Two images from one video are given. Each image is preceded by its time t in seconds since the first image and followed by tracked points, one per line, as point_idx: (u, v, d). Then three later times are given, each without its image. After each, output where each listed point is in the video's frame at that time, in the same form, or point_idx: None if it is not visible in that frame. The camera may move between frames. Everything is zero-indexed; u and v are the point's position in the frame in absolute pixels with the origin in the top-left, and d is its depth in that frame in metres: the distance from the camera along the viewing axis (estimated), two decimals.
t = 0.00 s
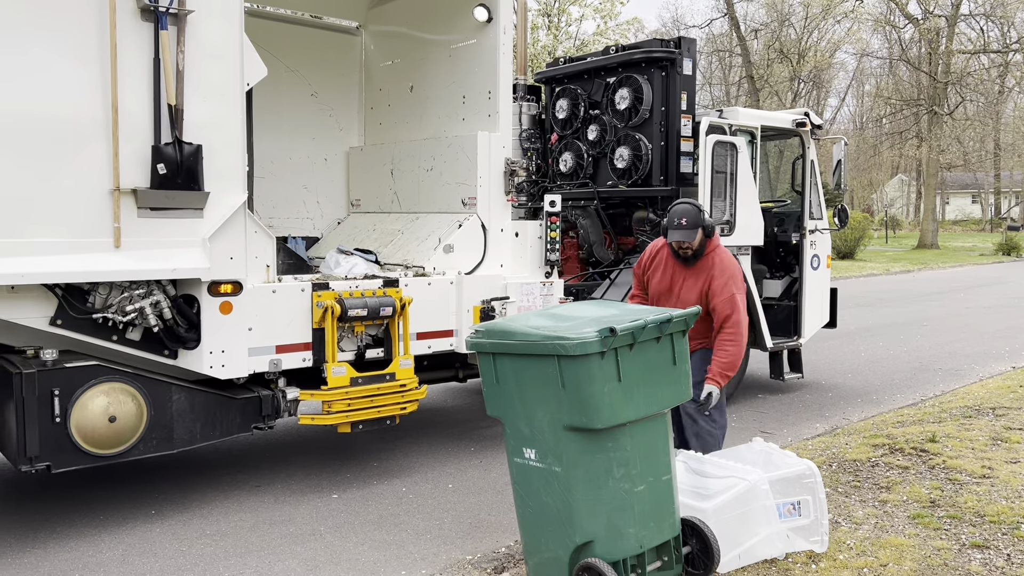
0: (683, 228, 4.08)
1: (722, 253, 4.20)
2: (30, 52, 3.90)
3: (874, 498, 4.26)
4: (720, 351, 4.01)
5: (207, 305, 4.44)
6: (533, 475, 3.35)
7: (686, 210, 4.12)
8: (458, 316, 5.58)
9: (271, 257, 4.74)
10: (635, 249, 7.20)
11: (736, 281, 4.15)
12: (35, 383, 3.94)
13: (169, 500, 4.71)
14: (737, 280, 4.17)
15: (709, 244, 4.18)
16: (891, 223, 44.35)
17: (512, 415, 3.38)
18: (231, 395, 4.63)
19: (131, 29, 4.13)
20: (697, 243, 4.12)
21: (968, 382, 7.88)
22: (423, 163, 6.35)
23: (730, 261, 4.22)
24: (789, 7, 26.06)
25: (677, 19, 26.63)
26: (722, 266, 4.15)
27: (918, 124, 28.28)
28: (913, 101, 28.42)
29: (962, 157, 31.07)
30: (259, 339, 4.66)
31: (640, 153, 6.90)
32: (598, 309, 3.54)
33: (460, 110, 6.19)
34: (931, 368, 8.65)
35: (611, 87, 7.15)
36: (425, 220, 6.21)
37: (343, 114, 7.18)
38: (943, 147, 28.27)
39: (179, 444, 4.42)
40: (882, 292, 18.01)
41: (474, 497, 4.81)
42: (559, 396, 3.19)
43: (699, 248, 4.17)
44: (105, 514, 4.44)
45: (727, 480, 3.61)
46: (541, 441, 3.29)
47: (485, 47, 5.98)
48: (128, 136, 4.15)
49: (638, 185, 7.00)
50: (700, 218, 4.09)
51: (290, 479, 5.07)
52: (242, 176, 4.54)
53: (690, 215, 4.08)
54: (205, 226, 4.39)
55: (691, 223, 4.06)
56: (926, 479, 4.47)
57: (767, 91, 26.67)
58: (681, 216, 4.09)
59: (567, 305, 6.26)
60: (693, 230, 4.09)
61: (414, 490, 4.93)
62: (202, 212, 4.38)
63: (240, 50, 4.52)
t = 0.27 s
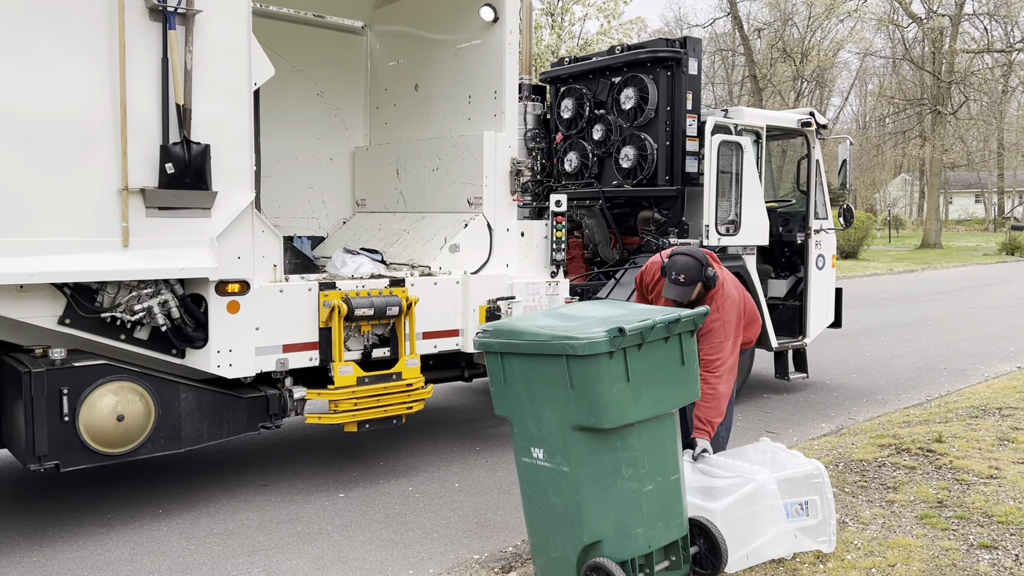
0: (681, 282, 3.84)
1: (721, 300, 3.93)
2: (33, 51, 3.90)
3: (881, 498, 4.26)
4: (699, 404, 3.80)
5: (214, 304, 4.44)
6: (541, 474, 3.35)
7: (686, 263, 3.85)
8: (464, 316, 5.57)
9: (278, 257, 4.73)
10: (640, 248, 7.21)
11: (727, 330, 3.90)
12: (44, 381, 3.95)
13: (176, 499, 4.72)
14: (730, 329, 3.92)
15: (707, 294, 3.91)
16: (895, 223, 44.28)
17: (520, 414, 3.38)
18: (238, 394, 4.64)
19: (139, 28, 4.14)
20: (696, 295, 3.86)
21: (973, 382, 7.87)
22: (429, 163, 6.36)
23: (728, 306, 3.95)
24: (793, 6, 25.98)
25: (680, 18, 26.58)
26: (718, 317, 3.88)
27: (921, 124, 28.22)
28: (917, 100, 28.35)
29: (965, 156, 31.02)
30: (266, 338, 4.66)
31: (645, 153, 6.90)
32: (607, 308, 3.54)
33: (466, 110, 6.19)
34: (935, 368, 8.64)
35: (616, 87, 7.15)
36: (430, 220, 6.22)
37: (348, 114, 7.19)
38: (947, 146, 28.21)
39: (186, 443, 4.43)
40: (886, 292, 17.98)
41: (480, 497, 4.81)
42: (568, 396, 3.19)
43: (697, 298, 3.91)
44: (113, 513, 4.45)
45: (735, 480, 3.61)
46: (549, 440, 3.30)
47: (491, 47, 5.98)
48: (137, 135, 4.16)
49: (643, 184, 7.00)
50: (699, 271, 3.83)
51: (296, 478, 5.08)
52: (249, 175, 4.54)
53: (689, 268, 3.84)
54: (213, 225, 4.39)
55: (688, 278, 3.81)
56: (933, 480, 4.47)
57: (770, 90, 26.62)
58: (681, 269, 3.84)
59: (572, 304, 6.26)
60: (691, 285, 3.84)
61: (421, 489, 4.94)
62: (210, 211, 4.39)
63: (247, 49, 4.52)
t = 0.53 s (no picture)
0: (656, 290, 3.84)
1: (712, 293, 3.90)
2: (34, 47, 3.90)
3: (881, 499, 4.27)
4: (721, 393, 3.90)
5: (216, 304, 4.45)
6: (542, 474, 3.36)
7: (656, 269, 3.84)
8: (465, 316, 5.58)
9: (279, 257, 4.77)
10: (641, 249, 7.23)
11: (731, 318, 3.91)
12: (46, 381, 3.96)
13: (178, 498, 4.73)
14: (736, 317, 3.93)
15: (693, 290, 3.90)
16: (894, 223, 44.32)
17: (521, 415, 3.39)
18: (240, 393, 4.64)
19: (141, 29, 4.15)
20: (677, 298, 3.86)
21: (973, 382, 7.88)
22: (430, 163, 6.37)
23: (725, 296, 3.93)
24: (792, 6, 26.02)
25: (680, 18, 26.60)
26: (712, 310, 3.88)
27: (920, 124, 28.24)
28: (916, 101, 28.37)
29: (965, 157, 31.04)
30: (268, 338, 4.67)
31: (645, 153, 6.90)
32: (609, 309, 3.55)
33: (467, 110, 6.20)
34: (935, 369, 8.65)
35: (617, 88, 7.16)
36: (431, 220, 6.23)
37: (349, 114, 7.20)
38: (947, 147, 28.23)
39: (188, 443, 4.44)
40: (885, 293, 18.00)
41: (481, 497, 4.82)
42: (569, 397, 3.20)
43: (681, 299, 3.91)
44: (114, 512, 4.46)
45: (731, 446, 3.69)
46: (550, 441, 3.31)
47: (492, 48, 5.99)
48: (139, 136, 4.16)
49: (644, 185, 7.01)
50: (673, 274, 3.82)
51: (297, 478, 5.09)
52: (251, 176, 4.55)
53: (660, 275, 3.82)
54: (215, 226, 4.40)
55: (660, 285, 3.82)
56: (933, 480, 4.48)
57: (770, 90, 26.63)
58: (653, 275, 3.84)
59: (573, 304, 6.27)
60: (666, 289, 3.84)
61: (421, 489, 4.95)
62: (212, 211, 4.40)
63: (249, 50, 4.53)
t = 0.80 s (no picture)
0: (644, 289, 3.80)
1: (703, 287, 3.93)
2: (34, 47, 3.91)
3: (879, 500, 4.28)
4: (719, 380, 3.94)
5: (216, 305, 4.46)
6: (541, 475, 3.37)
7: (644, 269, 3.80)
8: (465, 317, 5.59)
9: (279, 258, 4.77)
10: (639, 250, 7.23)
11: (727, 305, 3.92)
12: (46, 381, 3.96)
13: (177, 498, 4.73)
14: (732, 305, 3.95)
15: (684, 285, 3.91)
16: (893, 224, 44.37)
17: (520, 416, 3.40)
18: (239, 394, 4.65)
19: (142, 30, 4.16)
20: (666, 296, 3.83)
21: (971, 384, 7.90)
22: (429, 165, 6.38)
23: (718, 287, 3.95)
24: (791, 8, 26.10)
25: (679, 20, 26.64)
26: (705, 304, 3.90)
27: (918, 126, 28.28)
28: (915, 103, 28.41)
29: (963, 159, 31.08)
30: (267, 339, 4.68)
31: (644, 155, 6.91)
32: (607, 310, 3.56)
33: (466, 112, 6.21)
34: (933, 370, 8.66)
35: (616, 89, 7.17)
36: (430, 221, 6.24)
37: (348, 115, 7.21)
38: (945, 149, 28.26)
39: (187, 443, 4.44)
40: (883, 294, 18.02)
41: (480, 497, 4.83)
42: (568, 398, 3.21)
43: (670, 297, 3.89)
44: (114, 513, 4.46)
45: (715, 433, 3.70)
46: (549, 441, 3.31)
47: (492, 49, 6.00)
48: (139, 136, 4.17)
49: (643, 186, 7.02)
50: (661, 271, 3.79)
51: (296, 478, 5.09)
52: (251, 177, 4.56)
53: (649, 274, 3.79)
54: (214, 226, 4.41)
55: (649, 284, 3.77)
56: (931, 481, 4.49)
57: (768, 92, 26.67)
58: (641, 275, 3.80)
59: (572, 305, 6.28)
60: (654, 288, 3.80)
61: (420, 490, 4.96)
62: (212, 212, 4.40)
63: (249, 51, 4.54)
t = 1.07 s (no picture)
0: (657, 299, 3.75)
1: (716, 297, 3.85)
2: (34, 50, 3.90)
3: (883, 503, 4.29)
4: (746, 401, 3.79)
5: (221, 307, 4.47)
6: (548, 478, 3.38)
7: (661, 280, 3.74)
8: (468, 320, 5.61)
9: (283, 261, 4.80)
10: (642, 253, 7.24)
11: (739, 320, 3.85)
12: (51, 384, 3.96)
13: (181, 501, 4.73)
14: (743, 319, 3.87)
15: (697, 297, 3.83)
16: (892, 227, 44.41)
17: (527, 419, 3.41)
18: (244, 396, 4.65)
19: (148, 33, 4.16)
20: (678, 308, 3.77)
21: (972, 387, 7.91)
22: (432, 167, 6.39)
23: (730, 298, 3.88)
24: (790, 11, 26.16)
25: (678, 23, 26.67)
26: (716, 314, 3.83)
27: (917, 129, 28.31)
28: (914, 105, 28.43)
29: (962, 161, 31.12)
30: (271, 341, 4.68)
31: (647, 158, 6.92)
32: (615, 313, 3.57)
33: (469, 115, 6.22)
34: (934, 373, 8.67)
35: (618, 93, 7.19)
36: (433, 224, 6.25)
37: (351, 118, 7.22)
38: (944, 152, 28.29)
39: (192, 446, 4.44)
40: (883, 297, 18.03)
41: (484, 500, 4.83)
42: (575, 401, 3.21)
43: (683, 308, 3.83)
44: (118, 515, 4.46)
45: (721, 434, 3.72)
46: (556, 444, 3.32)
47: (495, 53, 6.02)
48: (145, 139, 4.18)
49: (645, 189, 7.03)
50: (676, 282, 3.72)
51: (300, 481, 5.10)
52: (256, 180, 4.57)
53: (665, 285, 3.73)
54: (220, 229, 4.41)
55: (665, 295, 3.71)
56: (936, 484, 4.50)
57: (767, 95, 26.71)
58: (655, 286, 3.73)
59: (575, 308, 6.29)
60: (669, 301, 3.74)
61: (425, 492, 4.96)
62: (217, 215, 4.41)
63: (255, 55, 4.55)
